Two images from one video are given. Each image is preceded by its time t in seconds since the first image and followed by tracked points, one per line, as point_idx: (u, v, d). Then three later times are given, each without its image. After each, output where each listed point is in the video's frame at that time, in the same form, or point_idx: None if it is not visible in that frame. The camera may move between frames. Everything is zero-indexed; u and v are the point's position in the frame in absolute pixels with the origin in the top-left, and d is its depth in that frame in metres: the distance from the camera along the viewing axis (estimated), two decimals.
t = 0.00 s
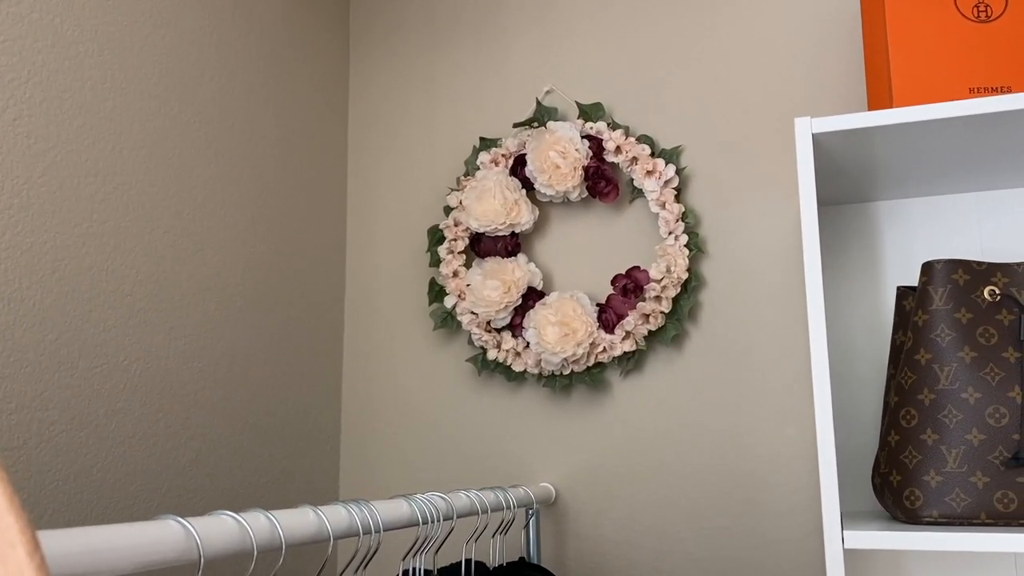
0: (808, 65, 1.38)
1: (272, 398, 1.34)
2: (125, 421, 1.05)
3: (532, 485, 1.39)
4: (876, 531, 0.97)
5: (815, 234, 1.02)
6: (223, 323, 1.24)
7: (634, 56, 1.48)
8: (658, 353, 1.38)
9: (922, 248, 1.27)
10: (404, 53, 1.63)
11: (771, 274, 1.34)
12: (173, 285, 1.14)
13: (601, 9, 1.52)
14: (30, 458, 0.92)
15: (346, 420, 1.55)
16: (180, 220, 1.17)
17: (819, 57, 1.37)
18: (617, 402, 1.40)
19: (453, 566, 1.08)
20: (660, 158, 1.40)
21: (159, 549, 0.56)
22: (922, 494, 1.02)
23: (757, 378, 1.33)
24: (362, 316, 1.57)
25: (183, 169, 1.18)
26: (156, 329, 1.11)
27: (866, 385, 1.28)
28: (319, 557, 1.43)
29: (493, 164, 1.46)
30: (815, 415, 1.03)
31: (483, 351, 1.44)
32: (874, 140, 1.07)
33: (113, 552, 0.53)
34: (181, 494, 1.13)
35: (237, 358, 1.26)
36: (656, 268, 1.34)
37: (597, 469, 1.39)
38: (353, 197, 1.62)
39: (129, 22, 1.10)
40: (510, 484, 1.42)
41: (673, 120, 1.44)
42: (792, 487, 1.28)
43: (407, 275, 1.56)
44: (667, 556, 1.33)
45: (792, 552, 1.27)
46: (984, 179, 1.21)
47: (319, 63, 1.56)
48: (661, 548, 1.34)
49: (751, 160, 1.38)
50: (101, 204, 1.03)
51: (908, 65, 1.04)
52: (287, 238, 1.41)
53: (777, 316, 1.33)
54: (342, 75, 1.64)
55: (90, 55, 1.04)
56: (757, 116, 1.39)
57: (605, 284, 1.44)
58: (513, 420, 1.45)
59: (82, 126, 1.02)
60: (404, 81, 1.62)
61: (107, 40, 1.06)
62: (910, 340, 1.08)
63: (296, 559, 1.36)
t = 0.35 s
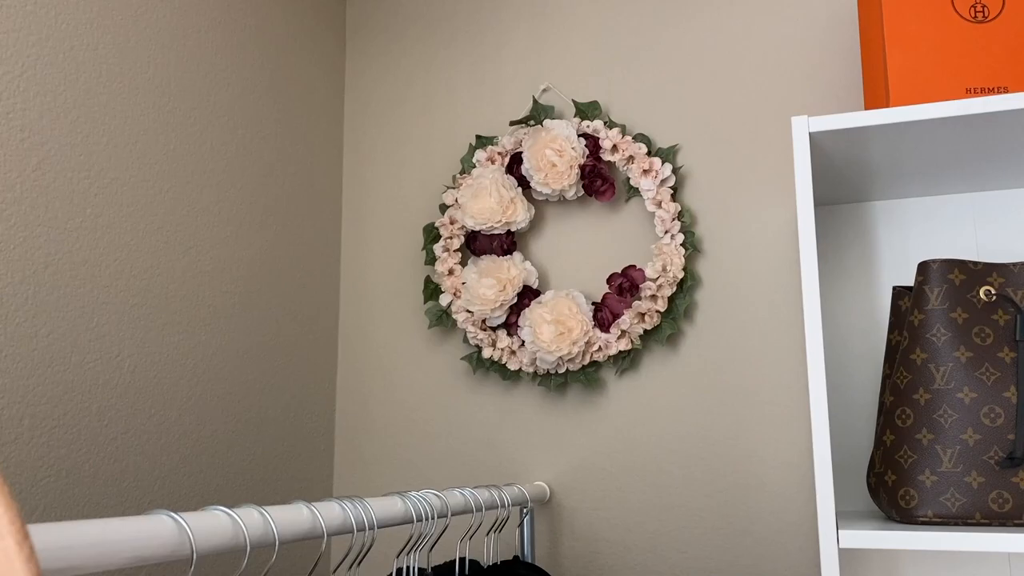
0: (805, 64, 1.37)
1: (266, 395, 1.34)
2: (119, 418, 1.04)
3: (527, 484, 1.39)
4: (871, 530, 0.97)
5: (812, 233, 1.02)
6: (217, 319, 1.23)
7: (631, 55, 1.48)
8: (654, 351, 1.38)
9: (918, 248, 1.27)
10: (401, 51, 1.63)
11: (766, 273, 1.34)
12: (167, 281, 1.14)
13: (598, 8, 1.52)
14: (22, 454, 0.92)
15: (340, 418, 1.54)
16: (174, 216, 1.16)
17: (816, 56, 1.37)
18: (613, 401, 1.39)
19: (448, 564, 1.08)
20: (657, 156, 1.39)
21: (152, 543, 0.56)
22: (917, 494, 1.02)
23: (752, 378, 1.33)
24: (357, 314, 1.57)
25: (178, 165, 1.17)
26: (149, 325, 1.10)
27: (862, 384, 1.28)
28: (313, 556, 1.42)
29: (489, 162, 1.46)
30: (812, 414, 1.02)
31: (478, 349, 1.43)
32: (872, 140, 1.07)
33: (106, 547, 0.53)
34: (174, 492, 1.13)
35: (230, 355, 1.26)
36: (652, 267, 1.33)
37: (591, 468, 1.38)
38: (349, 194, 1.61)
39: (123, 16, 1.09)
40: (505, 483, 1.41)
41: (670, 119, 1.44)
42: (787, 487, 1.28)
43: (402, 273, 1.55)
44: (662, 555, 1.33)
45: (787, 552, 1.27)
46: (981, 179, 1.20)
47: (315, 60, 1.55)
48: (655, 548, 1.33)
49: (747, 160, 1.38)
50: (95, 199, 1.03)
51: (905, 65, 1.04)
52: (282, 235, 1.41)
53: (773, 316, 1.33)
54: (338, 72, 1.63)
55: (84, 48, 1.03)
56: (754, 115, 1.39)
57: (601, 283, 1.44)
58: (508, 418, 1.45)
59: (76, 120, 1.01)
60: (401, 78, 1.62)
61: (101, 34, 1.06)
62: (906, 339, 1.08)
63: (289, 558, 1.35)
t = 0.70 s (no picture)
0: (800, 66, 1.38)
1: (259, 393, 1.33)
2: (112, 414, 1.04)
3: (520, 482, 1.39)
4: (864, 530, 0.97)
5: (807, 233, 1.03)
6: (211, 316, 1.23)
7: (627, 55, 1.48)
8: (648, 351, 1.38)
9: (911, 249, 1.28)
10: (396, 48, 1.62)
11: (760, 273, 1.35)
12: (161, 277, 1.13)
13: (594, 8, 1.52)
14: (14, 449, 0.91)
15: (333, 416, 1.54)
16: (168, 212, 1.15)
17: (811, 58, 1.38)
18: (606, 400, 1.39)
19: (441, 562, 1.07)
20: (651, 156, 1.40)
21: (147, 536, 0.56)
22: (909, 493, 1.03)
23: (745, 378, 1.33)
24: (350, 312, 1.56)
25: (172, 160, 1.17)
26: (143, 321, 1.10)
27: (854, 385, 1.28)
28: (305, 554, 1.41)
29: (484, 161, 1.46)
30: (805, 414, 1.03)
31: (472, 348, 1.43)
32: (866, 141, 1.08)
33: (103, 540, 0.52)
34: (167, 489, 1.12)
35: (224, 351, 1.25)
36: (646, 266, 1.34)
37: (584, 467, 1.39)
38: (343, 192, 1.61)
39: (118, 10, 1.09)
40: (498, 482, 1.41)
41: (665, 120, 1.44)
42: (780, 487, 1.28)
43: (396, 271, 1.55)
44: (655, 554, 1.33)
45: (779, 552, 1.27)
46: (974, 181, 1.21)
47: (310, 57, 1.55)
48: (648, 547, 1.33)
49: (742, 160, 1.38)
50: (88, 193, 1.02)
51: (900, 67, 1.05)
52: (276, 232, 1.40)
53: (767, 316, 1.33)
54: (332, 69, 1.63)
55: (77, 42, 1.02)
56: (749, 116, 1.39)
57: (595, 282, 1.44)
58: (501, 417, 1.44)
59: (69, 114, 1.00)
60: (396, 76, 1.62)
61: (96, 28, 1.05)
62: (899, 340, 1.09)
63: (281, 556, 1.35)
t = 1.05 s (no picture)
0: (786, 65, 1.39)
1: (245, 386, 1.34)
2: (95, 405, 1.04)
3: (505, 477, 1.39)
4: (843, 524, 0.98)
5: (790, 230, 1.03)
6: (197, 309, 1.23)
7: (615, 53, 1.49)
8: (633, 347, 1.39)
9: (894, 248, 1.29)
10: (386, 44, 1.63)
11: (745, 271, 1.35)
12: (147, 269, 1.13)
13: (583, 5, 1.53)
14: None
15: (320, 411, 1.54)
16: (155, 204, 1.15)
17: (797, 57, 1.39)
18: (591, 396, 1.40)
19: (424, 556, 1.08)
20: (638, 154, 1.40)
21: (127, 521, 0.56)
22: (888, 489, 1.04)
23: (730, 374, 1.34)
24: (337, 306, 1.57)
25: (159, 153, 1.17)
26: (128, 313, 1.10)
27: (836, 382, 1.29)
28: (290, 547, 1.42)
29: (472, 157, 1.46)
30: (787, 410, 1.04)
31: (458, 343, 1.44)
32: (849, 139, 1.09)
33: (80, 525, 0.53)
34: (151, 481, 1.12)
35: (209, 345, 1.25)
36: (632, 263, 1.34)
37: (569, 463, 1.39)
38: (331, 187, 1.61)
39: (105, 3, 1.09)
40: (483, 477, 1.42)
41: (652, 118, 1.45)
42: (762, 483, 1.29)
43: (383, 266, 1.55)
44: (638, 549, 1.34)
45: (761, 547, 1.28)
46: (956, 180, 1.22)
47: (299, 53, 1.55)
48: (632, 542, 1.34)
49: (728, 159, 1.39)
50: (74, 184, 1.02)
51: (884, 68, 1.06)
52: (263, 226, 1.40)
53: (751, 313, 1.34)
54: (322, 65, 1.63)
55: (64, 34, 1.02)
56: (735, 114, 1.40)
57: (581, 278, 1.44)
58: (487, 412, 1.45)
59: (56, 105, 1.01)
60: (385, 71, 1.62)
61: (83, 21, 1.05)
62: (880, 337, 1.10)
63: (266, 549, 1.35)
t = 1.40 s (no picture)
0: (767, 67, 1.40)
1: (224, 383, 1.34)
2: (71, 400, 1.04)
3: (484, 475, 1.40)
4: (816, 524, 0.99)
5: (765, 232, 1.04)
6: (176, 305, 1.23)
7: (597, 53, 1.49)
8: (613, 346, 1.40)
9: (871, 250, 1.30)
10: (369, 42, 1.63)
11: (724, 272, 1.36)
12: (125, 265, 1.13)
13: (566, 5, 1.53)
14: None
15: (300, 407, 1.54)
16: (134, 201, 1.15)
17: (778, 59, 1.39)
18: (571, 395, 1.41)
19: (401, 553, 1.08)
20: (620, 154, 1.41)
21: (94, 517, 0.56)
22: (861, 489, 1.05)
23: (708, 374, 1.35)
24: (319, 304, 1.57)
25: (139, 149, 1.17)
26: (105, 309, 1.09)
27: (812, 382, 1.30)
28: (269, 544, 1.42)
29: (454, 156, 1.47)
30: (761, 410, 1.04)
31: (439, 341, 1.44)
32: (825, 142, 1.09)
33: (46, 521, 0.53)
34: (128, 477, 1.12)
35: (188, 341, 1.25)
36: (612, 263, 1.35)
37: (548, 461, 1.40)
38: (314, 184, 1.61)
39: None
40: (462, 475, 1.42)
41: (634, 118, 1.45)
42: (739, 482, 1.30)
43: (365, 264, 1.56)
44: (615, 547, 1.34)
45: (737, 546, 1.29)
46: (932, 184, 1.23)
47: (282, 50, 1.55)
48: (609, 540, 1.35)
49: (708, 159, 1.40)
50: (51, 181, 1.02)
51: (861, 70, 1.07)
52: (244, 223, 1.40)
53: (730, 313, 1.35)
54: (304, 62, 1.63)
55: (41, 30, 1.02)
56: (716, 115, 1.41)
57: (562, 277, 1.45)
58: (467, 410, 1.46)
59: (33, 99, 1.00)
60: (368, 69, 1.62)
61: (61, 16, 1.05)
62: (855, 338, 1.11)
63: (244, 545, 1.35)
